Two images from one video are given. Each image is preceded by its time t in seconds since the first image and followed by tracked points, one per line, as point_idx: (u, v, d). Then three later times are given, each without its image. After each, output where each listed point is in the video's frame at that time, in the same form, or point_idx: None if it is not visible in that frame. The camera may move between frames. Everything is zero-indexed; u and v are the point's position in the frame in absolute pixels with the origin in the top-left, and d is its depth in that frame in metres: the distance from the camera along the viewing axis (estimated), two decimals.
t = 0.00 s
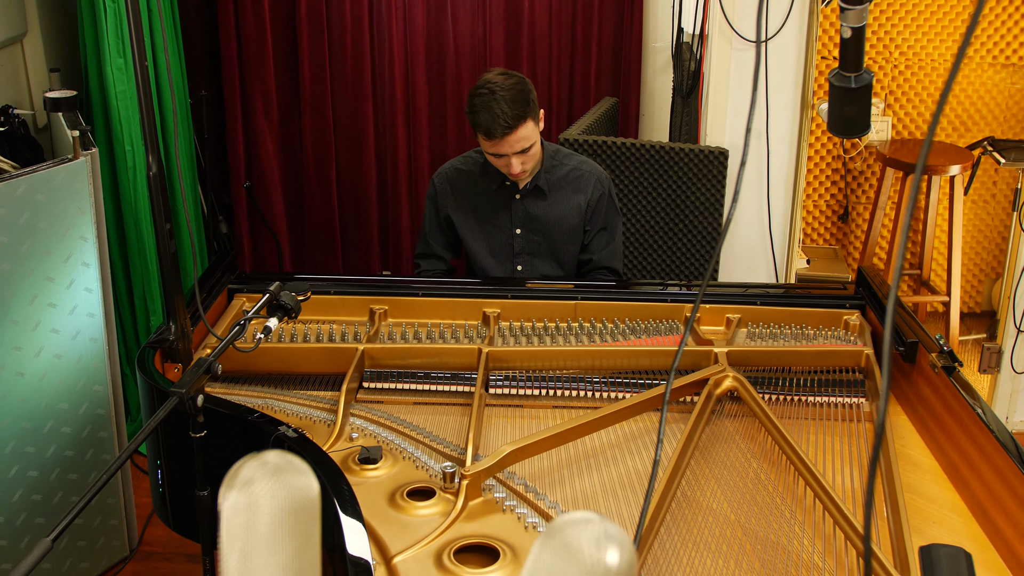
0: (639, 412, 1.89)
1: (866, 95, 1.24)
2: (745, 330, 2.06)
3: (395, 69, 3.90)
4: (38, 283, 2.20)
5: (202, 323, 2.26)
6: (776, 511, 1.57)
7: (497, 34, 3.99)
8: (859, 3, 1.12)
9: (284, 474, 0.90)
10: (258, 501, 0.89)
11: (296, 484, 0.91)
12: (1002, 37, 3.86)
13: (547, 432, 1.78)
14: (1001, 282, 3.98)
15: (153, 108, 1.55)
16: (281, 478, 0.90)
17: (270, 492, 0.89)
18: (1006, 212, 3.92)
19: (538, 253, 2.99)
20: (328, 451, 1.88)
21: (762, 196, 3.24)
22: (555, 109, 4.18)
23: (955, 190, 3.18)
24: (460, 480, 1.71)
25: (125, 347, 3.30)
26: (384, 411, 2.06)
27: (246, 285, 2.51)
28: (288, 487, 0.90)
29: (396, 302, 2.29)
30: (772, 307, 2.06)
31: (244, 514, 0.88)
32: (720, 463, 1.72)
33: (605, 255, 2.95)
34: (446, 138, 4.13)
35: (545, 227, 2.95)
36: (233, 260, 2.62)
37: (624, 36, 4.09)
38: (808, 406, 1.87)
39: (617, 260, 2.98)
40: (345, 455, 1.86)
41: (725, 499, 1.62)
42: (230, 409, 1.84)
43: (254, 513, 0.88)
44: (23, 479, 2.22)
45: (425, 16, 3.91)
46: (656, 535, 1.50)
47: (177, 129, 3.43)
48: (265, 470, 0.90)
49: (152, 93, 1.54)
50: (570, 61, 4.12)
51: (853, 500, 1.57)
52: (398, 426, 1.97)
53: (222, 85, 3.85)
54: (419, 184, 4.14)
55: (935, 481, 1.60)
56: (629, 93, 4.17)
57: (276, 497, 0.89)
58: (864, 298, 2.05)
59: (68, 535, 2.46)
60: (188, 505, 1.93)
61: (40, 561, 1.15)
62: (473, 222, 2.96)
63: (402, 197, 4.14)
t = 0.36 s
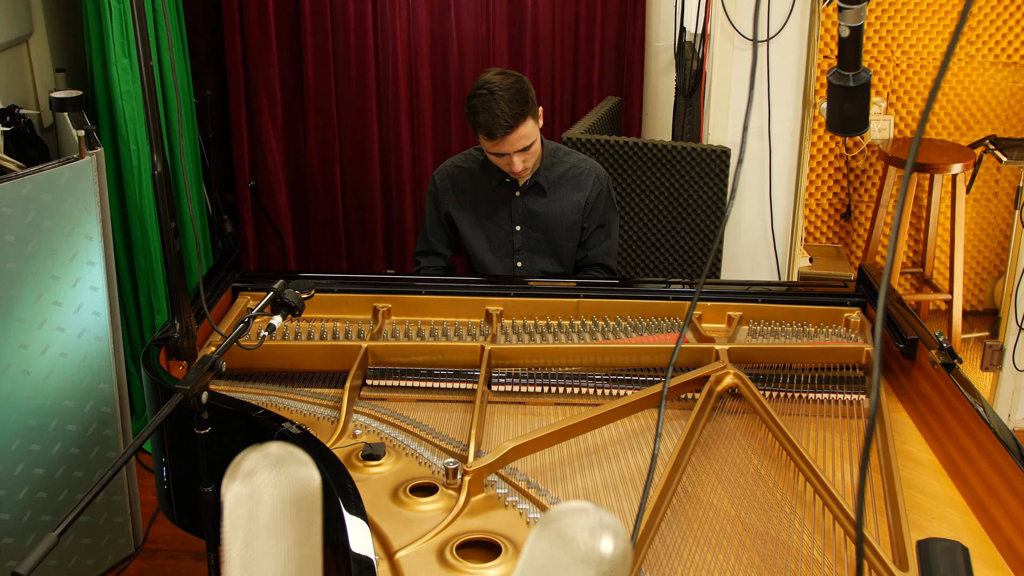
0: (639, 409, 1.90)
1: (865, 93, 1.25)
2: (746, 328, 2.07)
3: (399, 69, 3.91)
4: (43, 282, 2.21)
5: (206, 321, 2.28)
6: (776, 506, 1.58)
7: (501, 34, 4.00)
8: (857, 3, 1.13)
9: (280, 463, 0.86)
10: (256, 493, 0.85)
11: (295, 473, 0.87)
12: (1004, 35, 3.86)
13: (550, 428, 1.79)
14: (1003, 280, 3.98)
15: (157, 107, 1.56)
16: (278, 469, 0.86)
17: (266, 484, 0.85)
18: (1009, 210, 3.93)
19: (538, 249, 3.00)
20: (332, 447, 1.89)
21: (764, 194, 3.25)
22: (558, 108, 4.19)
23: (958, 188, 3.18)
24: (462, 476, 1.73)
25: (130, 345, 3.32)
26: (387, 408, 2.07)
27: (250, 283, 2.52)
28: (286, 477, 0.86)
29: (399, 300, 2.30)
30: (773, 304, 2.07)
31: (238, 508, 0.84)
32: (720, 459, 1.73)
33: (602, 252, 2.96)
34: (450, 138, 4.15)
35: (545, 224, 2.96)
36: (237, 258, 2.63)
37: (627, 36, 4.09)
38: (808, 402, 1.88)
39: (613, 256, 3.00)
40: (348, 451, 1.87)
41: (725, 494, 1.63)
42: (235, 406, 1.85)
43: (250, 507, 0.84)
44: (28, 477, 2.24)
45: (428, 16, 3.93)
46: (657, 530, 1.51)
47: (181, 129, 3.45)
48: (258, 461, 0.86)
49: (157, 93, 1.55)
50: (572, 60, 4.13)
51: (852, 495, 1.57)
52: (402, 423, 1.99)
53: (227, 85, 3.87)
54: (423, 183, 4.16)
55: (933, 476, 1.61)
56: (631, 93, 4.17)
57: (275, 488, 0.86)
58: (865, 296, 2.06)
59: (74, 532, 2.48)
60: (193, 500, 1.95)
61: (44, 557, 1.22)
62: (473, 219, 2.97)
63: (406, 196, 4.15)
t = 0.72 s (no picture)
0: (636, 405, 1.91)
1: (860, 91, 1.26)
2: (745, 325, 2.08)
3: (401, 68, 3.93)
4: (47, 281, 2.23)
5: (209, 319, 2.29)
6: (773, 501, 1.59)
7: (503, 33, 4.01)
8: None
9: (274, 449, 0.80)
10: (251, 484, 0.79)
11: (290, 459, 0.81)
12: (1005, 33, 3.85)
13: (548, 424, 1.80)
14: (1005, 278, 3.99)
15: (158, 106, 1.57)
16: (272, 457, 0.80)
17: (260, 473, 0.79)
18: (1010, 208, 3.93)
19: (542, 250, 3.02)
20: (333, 443, 1.90)
21: (764, 193, 3.26)
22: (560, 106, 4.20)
23: (959, 187, 3.19)
24: (461, 471, 1.74)
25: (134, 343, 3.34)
26: (387, 404, 2.08)
27: (252, 281, 2.54)
28: (282, 465, 0.80)
29: (400, 298, 2.31)
30: (772, 301, 2.07)
31: (229, 500, 0.78)
32: (718, 455, 1.73)
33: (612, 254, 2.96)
34: (452, 137, 4.16)
35: (550, 225, 2.97)
36: (240, 256, 2.65)
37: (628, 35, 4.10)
38: (806, 398, 1.89)
39: (625, 258, 2.97)
40: (348, 447, 1.88)
41: (722, 489, 1.64)
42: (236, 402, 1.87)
43: (245, 500, 0.78)
44: (33, 474, 2.25)
45: (430, 15, 3.94)
46: (654, 525, 1.52)
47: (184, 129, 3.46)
48: (247, 449, 0.80)
49: (157, 91, 1.56)
50: (574, 58, 4.14)
51: (849, 492, 1.58)
52: (402, 419, 2.00)
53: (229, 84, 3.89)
54: (425, 182, 4.16)
55: (929, 471, 1.62)
56: (633, 91, 4.18)
57: (271, 478, 0.80)
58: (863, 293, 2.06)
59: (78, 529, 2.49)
60: (194, 496, 1.96)
61: (46, 552, 1.31)
62: (477, 218, 2.99)
63: (408, 195, 4.16)
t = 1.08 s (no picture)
0: (634, 402, 1.93)
1: (855, 88, 1.27)
2: (744, 321, 2.09)
3: (403, 68, 3.95)
4: (52, 280, 2.24)
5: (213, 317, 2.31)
6: (771, 494, 1.60)
7: (504, 33, 4.03)
8: None
9: (274, 438, 0.82)
10: (252, 471, 0.80)
11: (291, 447, 0.83)
12: (1004, 31, 3.86)
13: (549, 420, 1.82)
14: (1005, 276, 4.00)
15: (162, 106, 1.59)
16: (272, 446, 0.81)
17: (261, 461, 0.81)
18: (1010, 206, 3.95)
19: (547, 251, 3.04)
20: (335, 438, 1.92)
21: (764, 191, 3.27)
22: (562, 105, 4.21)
23: (959, 184, 3.20)
24: (462, 466, 1.76)
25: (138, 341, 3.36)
26: (389, 401, 2.09)
27: (255, 280, 2.56)
28: (283, 454, 0.82)
29: (402, 296, 2.33)
30: (771, 298, 2.09)
31: (230, 488, 0.79)
32: (718, 450, 1.75)
33: (631, 255, 2.97)
34: (454, 137, 4.18)
35: (557, 228, 2.99)
36: (243, 255, 2.67)
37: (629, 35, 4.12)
38: (803, 394, 1.90)
39: (644, 259, 2.98)
40: (350, 443, 1.90)
41: (721, 483, 1.65)
42: (239, 399, 1.89)
43: (246, 487, 0.79)
44: (38, 472, 2.27)
45: (432, 15, 3.96)
46: (652, 519, 1.53)
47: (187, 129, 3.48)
48: (247, 438, 0.81)
49: (161, 91, 1.58)
50: (575, 58, 4.15)
51: (848, 486, 1.59)
52: (404, 415, 2.01)
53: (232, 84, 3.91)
54: (428, 180, 4.18)
55: (926, 466, 1.63)
56: (635, 90, 4.20)
57: (271, 465, 0.81)
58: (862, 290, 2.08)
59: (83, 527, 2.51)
60: (198, 491, 1.98)
61: (51, 547, 1.32)
62: (482, 217, 3.02)
63: (411, 195, 4.18)
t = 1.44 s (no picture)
0: (633, 398, 1.94)
1: (852, 87, 1.28)
2: (745, 318, 2.11)
3: (405, 68, 3.97)
4: (57, 279, 2.27)
5: (217, 315, 2.33)
6: (771, 489, 1.62)
7: (506, 33, 4.05)
8: None
9: (280, 428, 0.82)
10: (257, 461, 0.81)
11: (297, 438, 0.83)
12: (1004, 29, 3.87)
13: (550, 415, 1.84)
14: (1006, 273, 4.02)
15: (167, 105, 1.61)
16: (278, 436, 0.81)
17: (267, 451, 0.81)
18: (1010, 203, 3.97)
19: (549, 248, 3.06)
20: (339, 435, 1.94)
21: (765, 190, 3.29)
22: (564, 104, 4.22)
23: (959, 182, 3.22)
24: (465, 462, 1.77)
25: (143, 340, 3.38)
26: (393, 398, 2.11)
27: (259, 278, 2.57)
28: (288, 444, 0.82)
29: (405, 294, 2.35)
30: (771, 295, 2.10)
31: (236, 476, 0.81)
32: (718, 445, 1.76)
33: (622, 254, 2.98)
34: (457, 137, 4.20)
35: (557, 224, 3.01)
36: (247, 254, 2.69)
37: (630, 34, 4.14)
38: (803, 389, 1.92)
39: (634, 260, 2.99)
40: (354, 439, 1.91)
41: (721, 478, 1.66)
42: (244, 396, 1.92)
43: (251, 476, 0.81)
44: (45, 470, 2.29)
45: (435, 15, 3.98)
46: (653, 515, 1.55)
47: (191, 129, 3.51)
48: (253, 428, 0.81)
49: (165, 91, 1.60)
50: (577, 58, 4.17)
51: (846, 481, 1.60)
52: (407, 412, 2.03)
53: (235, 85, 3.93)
54: (430, 180, 4.20)
55: (926, 461, 1.64)
56: (636, 89, 4.22)
57: (277, 456, 0.82)
58: (862, 287, 2.09)
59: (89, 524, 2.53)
60: (204, 488, 2.00)
61: (59, 541, 1.34)
62: (485, 213, 3.03)
63: (414, 193, 4.20)
